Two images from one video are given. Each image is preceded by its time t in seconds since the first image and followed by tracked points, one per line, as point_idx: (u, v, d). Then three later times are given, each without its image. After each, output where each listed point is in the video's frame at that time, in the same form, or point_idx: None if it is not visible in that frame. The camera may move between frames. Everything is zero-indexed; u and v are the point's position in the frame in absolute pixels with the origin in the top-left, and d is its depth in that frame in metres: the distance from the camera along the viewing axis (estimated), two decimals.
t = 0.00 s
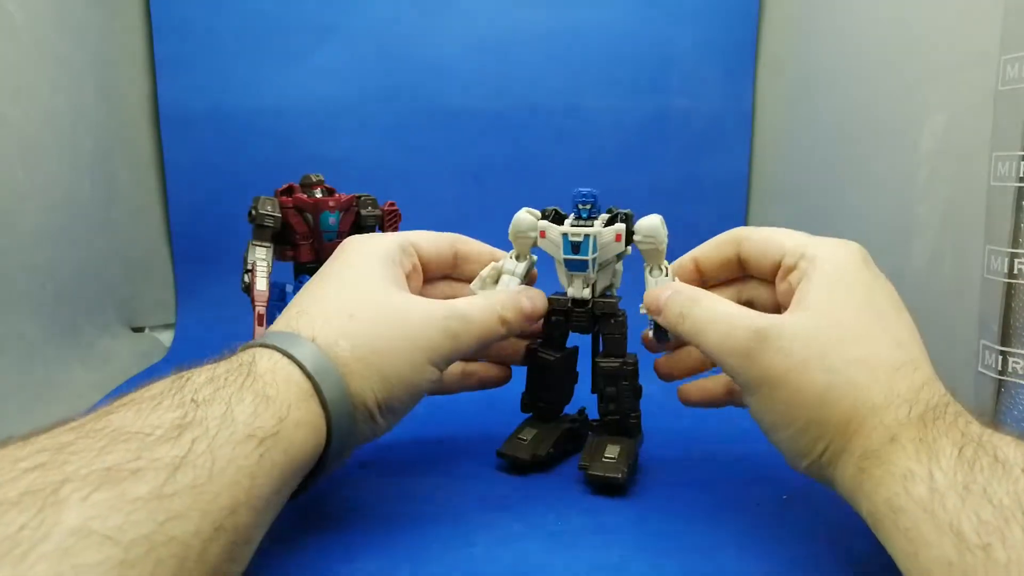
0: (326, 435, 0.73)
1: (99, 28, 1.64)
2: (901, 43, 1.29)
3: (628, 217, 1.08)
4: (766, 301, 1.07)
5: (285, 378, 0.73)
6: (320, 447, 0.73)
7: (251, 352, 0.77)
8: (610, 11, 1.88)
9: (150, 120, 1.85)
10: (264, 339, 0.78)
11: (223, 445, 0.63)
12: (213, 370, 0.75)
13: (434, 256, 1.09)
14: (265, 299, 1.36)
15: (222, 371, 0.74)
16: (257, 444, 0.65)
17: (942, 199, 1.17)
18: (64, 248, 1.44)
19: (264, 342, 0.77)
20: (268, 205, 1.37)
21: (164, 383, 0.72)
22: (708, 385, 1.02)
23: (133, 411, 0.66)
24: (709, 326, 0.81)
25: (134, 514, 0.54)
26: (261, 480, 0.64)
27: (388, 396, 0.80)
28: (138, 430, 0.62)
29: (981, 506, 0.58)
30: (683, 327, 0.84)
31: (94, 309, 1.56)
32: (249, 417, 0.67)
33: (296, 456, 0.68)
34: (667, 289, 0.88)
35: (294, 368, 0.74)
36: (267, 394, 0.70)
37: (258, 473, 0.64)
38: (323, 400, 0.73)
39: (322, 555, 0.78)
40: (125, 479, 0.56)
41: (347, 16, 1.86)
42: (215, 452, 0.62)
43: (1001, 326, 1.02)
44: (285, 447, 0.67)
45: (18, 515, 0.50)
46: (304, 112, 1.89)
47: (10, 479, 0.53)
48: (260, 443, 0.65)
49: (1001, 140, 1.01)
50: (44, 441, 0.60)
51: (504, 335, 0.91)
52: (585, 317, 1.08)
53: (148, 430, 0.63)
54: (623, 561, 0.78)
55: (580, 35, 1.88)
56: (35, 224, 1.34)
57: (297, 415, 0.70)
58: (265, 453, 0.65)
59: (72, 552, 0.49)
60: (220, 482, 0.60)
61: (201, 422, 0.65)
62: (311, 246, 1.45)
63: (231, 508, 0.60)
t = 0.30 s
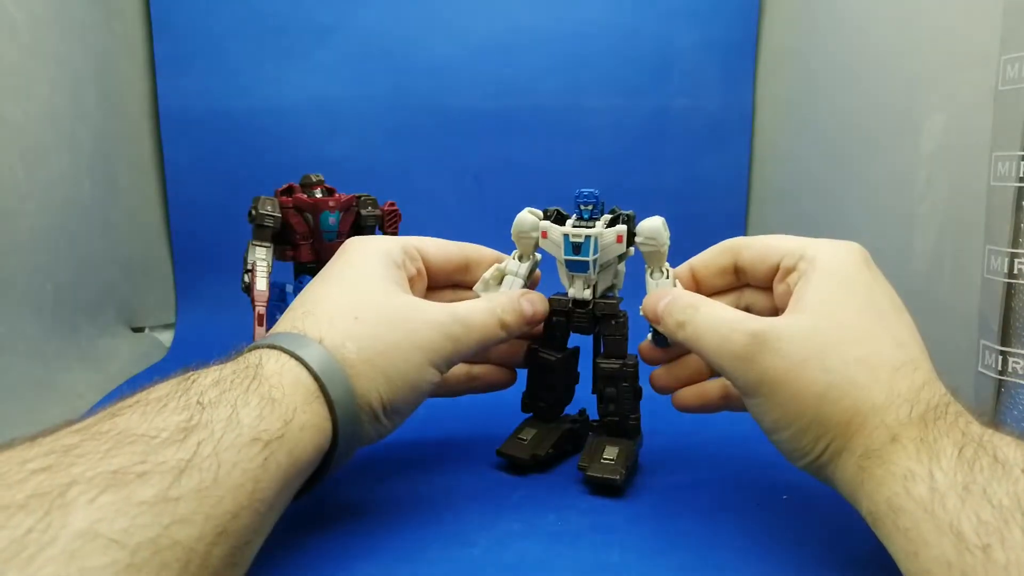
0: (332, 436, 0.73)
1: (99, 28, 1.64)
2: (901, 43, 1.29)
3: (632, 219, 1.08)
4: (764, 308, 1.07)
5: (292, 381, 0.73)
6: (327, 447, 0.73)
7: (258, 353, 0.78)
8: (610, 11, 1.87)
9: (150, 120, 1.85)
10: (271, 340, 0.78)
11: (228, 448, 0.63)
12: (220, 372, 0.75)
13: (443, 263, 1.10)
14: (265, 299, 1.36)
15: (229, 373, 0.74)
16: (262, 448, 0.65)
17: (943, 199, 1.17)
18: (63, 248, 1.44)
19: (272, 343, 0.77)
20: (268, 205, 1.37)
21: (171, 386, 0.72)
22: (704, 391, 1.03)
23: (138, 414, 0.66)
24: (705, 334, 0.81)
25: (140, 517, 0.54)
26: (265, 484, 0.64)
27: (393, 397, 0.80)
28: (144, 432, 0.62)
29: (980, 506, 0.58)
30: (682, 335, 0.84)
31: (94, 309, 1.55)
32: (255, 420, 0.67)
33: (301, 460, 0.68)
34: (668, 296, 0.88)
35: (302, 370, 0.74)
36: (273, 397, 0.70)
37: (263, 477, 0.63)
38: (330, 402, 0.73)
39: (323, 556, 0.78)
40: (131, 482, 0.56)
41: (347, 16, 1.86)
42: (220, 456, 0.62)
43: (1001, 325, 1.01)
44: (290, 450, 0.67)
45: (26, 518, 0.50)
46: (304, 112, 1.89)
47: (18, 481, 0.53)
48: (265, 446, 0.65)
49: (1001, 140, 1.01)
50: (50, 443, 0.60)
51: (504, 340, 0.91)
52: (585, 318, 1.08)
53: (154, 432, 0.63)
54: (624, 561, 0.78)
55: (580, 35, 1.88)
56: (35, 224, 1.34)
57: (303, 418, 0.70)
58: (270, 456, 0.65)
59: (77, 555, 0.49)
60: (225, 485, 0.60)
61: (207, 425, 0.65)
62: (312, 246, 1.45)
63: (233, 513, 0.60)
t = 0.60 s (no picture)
0: (333, 434, 0.73)
1: (99, 28, 1.64)
2: (901, 43, 1.29)
3: (633, 219, 1.08)
4: (765, 308, 1.07)
5: (292, 380, 0.73)
6: (327, 446, 0.72)
7: (258, 352, 0.78)
8: (610, 11, 1.88)
9: (150, 121, 1.85)
10: (272, 339, 0.78)
11: (226, 448, 0.63)
12: (219, 371, 0.75)
13: (446, 271, 1.11)
14: (265, 299, 1.36)
15: (228, 372, 0.74)
16: (260, 447, 0.65)
17: (943, 199, 1.17)
18: (63, 248, 1.44)
19: (273, 342, 0.77)
20: (268, 205, 1.37)
21: (169, 385, 0.72)
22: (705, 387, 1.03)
23: (136, 413, 0.66)
24: (704, 337, 0.81)
25: (137, 517, 0.54)
26: (264, 483, 0.64)
27: (393, 396, 0.80)
28: (141, 432, 0.62)
29: (982, 506, 0.58)
30: (683, 339, 0.84)
31: (93, 309, 1.55)
32: (254, 420, 0.67)
33: (300, 460, 0.68)
34: (668, 298, 0.88)
35: (303, 369, 0.74)
36: (272, 396, 0.70)
37: (261, 477, 0.64)
38: (331, 401, 0.72)
39: (321, 557, 0.78)
40: (128, 482, 0.56)
41: (347, 16, 1.86)
42: (218, 455, 0.62)
43: (1001, 325, 1.01)
44: (290, 449, 0.67)
45: (21, 518, 0.50)
46: (304, 112, 1.89)
47: (13, 481, 0.53)
48: (263, 446, 0.65)
49: (1001, 140, 1.01)
50: (46, 443, 0.60)
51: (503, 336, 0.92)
52: (586, 318, 1.08)
53: (151, 432, 0.63)
54: (623, 561, 0.78)
55: (581, 35, 1.88)
56: (35, 224, 1.34)
57: (302, 417, 0.70)
58: (269, 455, 0.65)
59: (73, 556, 0.49)
60: (222, 485, 0.60)
61: (205, 425, 0.65)
62: (312, 247, 1.45)
63: (231, 512, 0.60)
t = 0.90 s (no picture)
0: (334, 436, 0.73)
1: (99, 27, 1.64)
2: (901, 43, 1.29)
3: (633, 219, 1.08)
4: (765, 308, 1.07)
5: (293, 381, 0.73)
6: (328, 447, 0.73)
7: (260, 352, 0.77)
8: (611, 11, 1.87)
9: (150, 121, 1.85)
10: (274, 339, 0.78)
11: (227, 449, 0.63)
12: (220, 371, 0.75)
13: (452, 273, 1.11)
14: (265, 299, 1.36)
15: (230, 373, 0.74)
16: (262, 448, 0.65)
17: (943, 199, 1.17)
18: (64, 248, 1.44)
19: (275, 342, 0.77)
20: (268, 205, 1.37)
21: (170, 385, 0.72)
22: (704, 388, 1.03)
23: (137, 414, 0.66)
24: (704, 338, 0.81)
25: (136, 519, 0.54)
26: (265, 484, 0.64)
27: (393, 398, 0.80)
28: (142, 433, 0.62)
29: (981, 506, 0.58)
30: (679, 339, 0.85)
31: (93, 308, 1.55)
32: (255, 421, 0.67)
33: (301, 462, 0.68)
34: (667, 305, 0.87)
35: (304, 369, 0.74)
36: (274, 397, 0.70)
37: (262, 478, 0.64)
38: (332, 402, 0.73)
39: (320, 557, 0.78)
40: (129, 483, 0.56)
41: (347, 16, 1.86)
42: (219, 457, 0.62)
43: (1001, 325, 1.01)
44: (292, 449, 0.67)
45: (20, 520, 0.50)
46: (305, 112, 1.89)
47: (13, 482, 0.53)
48: (265, 447, 0.65)
49: (1001, 140, 1.01)
50: (46, 444, 0.60)
51: (503, 329, 0.92)
52: (586, 318, 1.08)
53: (152, 433, 0.63)
54: (622, 560, 0.78)
55: (581, 34, 1.88)
56: (35, 224, 1.34)
57: (304, 418, 0.70)
58: (270, 456, 0.65)
59: (72, 558, 0.49)
60: (223, 486, 0.60)
61: (206, 426, 0.65)
62: (312, 246, 1.45)
63: (232, 513, 0.60)
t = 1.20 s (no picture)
0: (336, 440, 0.73)
1: (99, 28, 1.64)
2: (901, 42, 1.29)
3: (630, 219, 1.08)
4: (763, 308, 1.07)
5: (298, 383, 0.73)
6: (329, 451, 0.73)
7: (264, 354, 0.77)
8: (610, 11, 1.87)
9: (150, 121, 1.85)
10: (279, 340, 0.78)
11: (231, 451, 0.63)
12: (224, 373, 0.75)
13: (453, 272, 1.11)
14: (265, 299, 1.36)
15: (234, 374, 0.74)
16: (265, 451, 0.65)
17: (943, 199, 1.17)
18: (64, 248, 1.44)
19: (280, 344, 0.77)
20: (268, 205, 1.37)
21: (173, 387, 0.72)
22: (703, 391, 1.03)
23: (140, 416, 0.65)
24: (704, 337, 0.81)
25: (140, 521, 0.53)
26: (267, 488, 0.64)
27: (395, 401, 0.80)
28: (145, 435, 0.62)
29: (980, 507, 0.58)
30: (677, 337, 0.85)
31: (94, 309, 1.55)
32: (258, 424, 0.67)
33: (303, 465, 0.69)
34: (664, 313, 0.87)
35: (307, 371, 0.74)
36: (278, 400, 0.70)
37: (265, 481, 0.64)
38: (335, 404, 0.73)
39: (320, 557, 0.78)
40: (133, 485, 0.56)
41: (347, 15, 1.86)
42: (223, 459, 0.62)
43: (1001, 326, 1.01)
44: (295, 452, 0.67)
45: (24, 522, 0.50)
46: (305, 112, 1.89)
47: (17, 484, 0.53)
48: (268, 450, 0.65)
49: (1002, 140, 1.01)
50: (50, 446, 0.59)
51: (503, 329, 0.93)
52: (584, 317, 1.08)
53: (155, 435, 0.62)
54: (623, 560, 0.78)
55: (581, 35, 1.88)
56: (35, 225, 1.34)
57: (307, 421, 0.70)
58: (273, 459, 0.65)
59: (76, 561, 0.48)
60: (227, 489, 0.60)
61: (210, 428, 0.65)
62: (312, 246, 1.45)
63: (236, 516, 0.60)
